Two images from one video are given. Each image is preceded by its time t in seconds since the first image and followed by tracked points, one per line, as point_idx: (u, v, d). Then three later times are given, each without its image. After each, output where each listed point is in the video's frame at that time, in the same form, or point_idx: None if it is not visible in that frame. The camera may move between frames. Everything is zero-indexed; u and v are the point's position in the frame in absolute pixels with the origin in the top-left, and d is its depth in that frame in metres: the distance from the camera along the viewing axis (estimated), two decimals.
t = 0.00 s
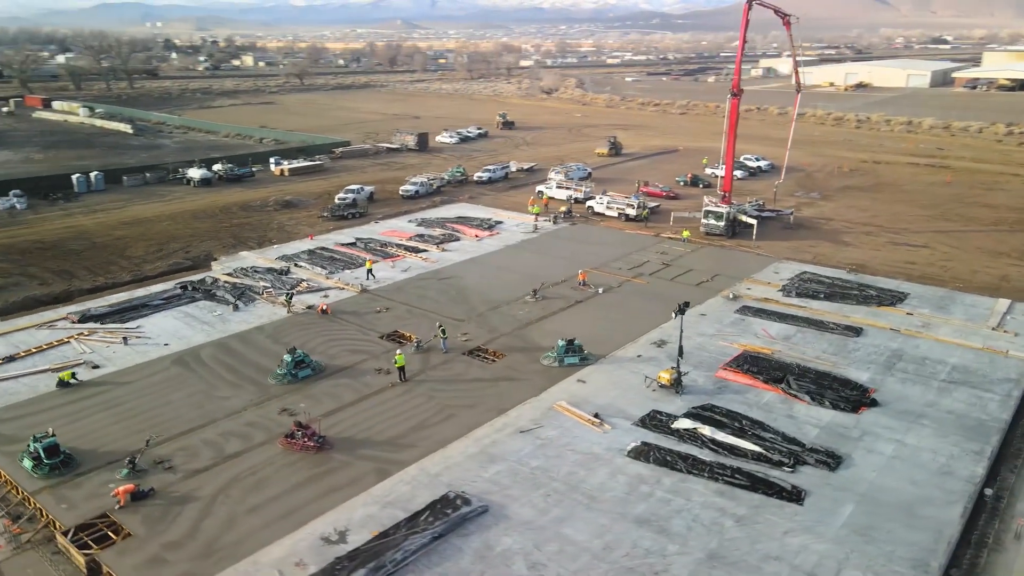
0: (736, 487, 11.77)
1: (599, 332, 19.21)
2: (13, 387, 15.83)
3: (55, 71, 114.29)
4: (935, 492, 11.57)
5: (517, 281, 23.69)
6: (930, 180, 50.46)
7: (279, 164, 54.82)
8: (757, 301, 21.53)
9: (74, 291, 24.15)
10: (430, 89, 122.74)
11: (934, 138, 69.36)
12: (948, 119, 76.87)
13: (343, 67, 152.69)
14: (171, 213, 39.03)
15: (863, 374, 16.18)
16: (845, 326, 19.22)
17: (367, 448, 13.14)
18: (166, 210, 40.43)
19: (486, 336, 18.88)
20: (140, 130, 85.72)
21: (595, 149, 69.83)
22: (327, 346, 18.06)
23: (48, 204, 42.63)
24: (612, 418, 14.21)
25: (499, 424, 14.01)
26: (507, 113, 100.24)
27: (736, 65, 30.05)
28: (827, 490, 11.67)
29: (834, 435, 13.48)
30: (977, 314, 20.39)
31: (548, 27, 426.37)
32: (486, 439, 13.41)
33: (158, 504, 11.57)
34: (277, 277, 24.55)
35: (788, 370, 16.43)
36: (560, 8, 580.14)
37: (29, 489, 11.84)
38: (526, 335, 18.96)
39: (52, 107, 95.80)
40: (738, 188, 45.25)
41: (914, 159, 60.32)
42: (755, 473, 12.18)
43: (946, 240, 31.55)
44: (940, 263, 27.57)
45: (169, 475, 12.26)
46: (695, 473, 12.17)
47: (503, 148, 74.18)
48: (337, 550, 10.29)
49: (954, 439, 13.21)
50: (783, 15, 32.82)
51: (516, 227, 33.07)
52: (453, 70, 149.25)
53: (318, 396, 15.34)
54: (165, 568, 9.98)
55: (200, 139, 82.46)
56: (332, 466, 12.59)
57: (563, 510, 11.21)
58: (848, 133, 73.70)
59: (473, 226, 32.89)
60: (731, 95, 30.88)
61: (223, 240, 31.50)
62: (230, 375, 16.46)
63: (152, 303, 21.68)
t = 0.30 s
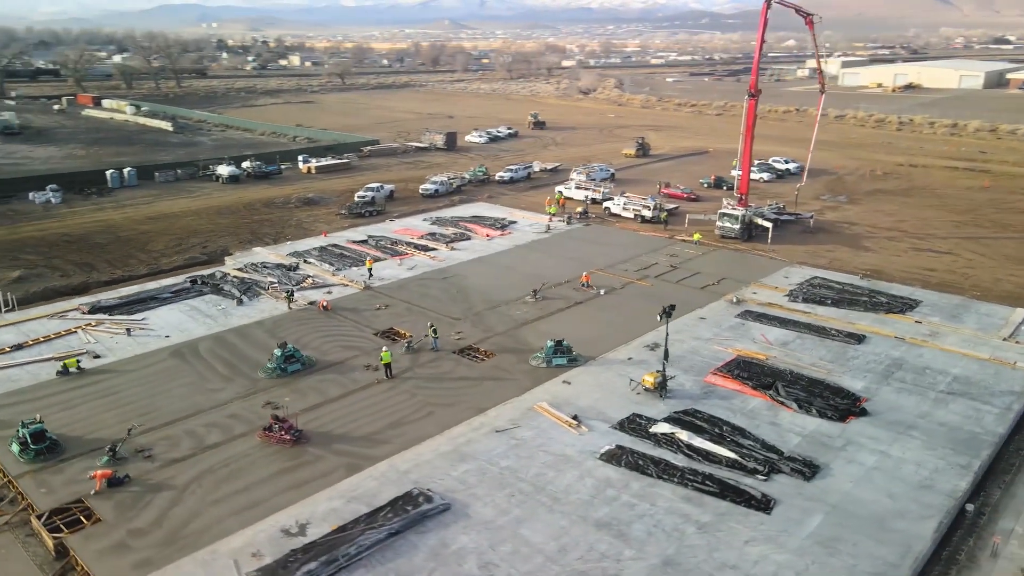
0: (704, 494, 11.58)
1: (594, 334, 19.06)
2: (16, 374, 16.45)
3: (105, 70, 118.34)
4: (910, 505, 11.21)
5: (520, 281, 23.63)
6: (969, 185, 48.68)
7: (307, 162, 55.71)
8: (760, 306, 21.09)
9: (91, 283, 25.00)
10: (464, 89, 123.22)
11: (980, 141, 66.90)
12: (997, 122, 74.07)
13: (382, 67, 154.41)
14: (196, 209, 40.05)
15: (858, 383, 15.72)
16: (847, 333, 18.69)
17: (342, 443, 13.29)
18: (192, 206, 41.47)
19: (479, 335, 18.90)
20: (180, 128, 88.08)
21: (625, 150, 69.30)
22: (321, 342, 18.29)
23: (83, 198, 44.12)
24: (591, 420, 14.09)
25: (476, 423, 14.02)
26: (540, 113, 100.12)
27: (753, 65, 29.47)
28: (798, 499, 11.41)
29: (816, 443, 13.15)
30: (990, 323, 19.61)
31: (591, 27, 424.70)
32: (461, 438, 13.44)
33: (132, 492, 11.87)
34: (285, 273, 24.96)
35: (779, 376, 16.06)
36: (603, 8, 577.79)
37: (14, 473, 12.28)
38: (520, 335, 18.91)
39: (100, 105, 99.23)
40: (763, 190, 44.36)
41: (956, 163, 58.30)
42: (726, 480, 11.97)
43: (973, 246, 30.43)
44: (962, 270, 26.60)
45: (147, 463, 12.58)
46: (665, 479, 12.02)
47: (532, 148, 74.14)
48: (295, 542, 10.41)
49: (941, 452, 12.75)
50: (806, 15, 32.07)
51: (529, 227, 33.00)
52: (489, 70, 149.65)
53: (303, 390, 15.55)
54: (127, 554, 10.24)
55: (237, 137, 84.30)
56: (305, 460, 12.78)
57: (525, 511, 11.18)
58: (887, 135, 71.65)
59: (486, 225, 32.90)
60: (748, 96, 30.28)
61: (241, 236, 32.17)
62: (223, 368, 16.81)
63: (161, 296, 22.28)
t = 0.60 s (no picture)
0: (672, 499, 11.43)
1: (588, 335, 18.92)
2: (20, 363, 17.07)
3: (150, 70, 121.91)
4: (883, 517, 10.91)
5: (522, 282, 23.63)
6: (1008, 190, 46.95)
7: (333, 160, 56.49)
8: (763, 310, 20.67)
9: (108, 275, 25.83)
10: (498, 90, 123.42)
11: None
12: None
13: (418, 66, 155.63)
14: (219, 206, 40.98)
15: (851, 391, 15.30)
16: (848, 339, 18.19)
17: (320, 438, 13.46)
18: (216, 202, 42.46)
19: (472, 334, 18.94)
20: (217, 126, 90.17)
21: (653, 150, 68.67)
22: (316, 338, 18.56)
23: (114, 194, 45.56)
24: (571, 421, 14.02)
25: (455, 421, 14.05)
26: (571, 113, 99.80)
27: (770, 66, 28.86)
28: (768, 507, 11.19)
29: (796, 451, 12.87)
30: (1002, 332, 18.86)
31: (633, 27, 421.98)
32: (437, 436, 13.48)
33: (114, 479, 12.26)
34: (293, 269, 25.36)
35: (770, 382, 15.73)
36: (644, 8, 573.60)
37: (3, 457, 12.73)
38: (513, 334, 18.90)
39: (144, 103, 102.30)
40: (787, 193, 43.45)
41: (997, 167, 56.28)
42: (697, 486, 11.79)
43: (1000, 253, 29.33)
44: (983, 277, 25.67)
45: (130, 452, 12.94)
46: (634, 482, 11.90)
47: (559, 148, 73.96)
48: (257, 533, 10.57)
49: (926, 464, 12.36)
50: (828, 15, 31.24)
51: (542, 227, 32.85)
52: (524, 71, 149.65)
53: (291, 385, 15.79)
54: (96, 539, 10.53)
55: (271, 135, 85.90)
56: (281, 453, 12.97)
57: (488, 510, 11.18)
58: (926, 138, 69.50)
59: (499, 225, 32.88)
60: (765, 97, 29.64)
61: (258, 233, 32.81)
62: (217, 361, 17.19)
63: (170, 289, 22.90)
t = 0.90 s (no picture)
0: (639, 502, 11.32)
1: (581, 336, 18.81)
2: (26, 351, 17.73)
3: (192, 69, 124.99)
4: (852, 528, 10.65)
5: (524, 282, 23.60)
6: None
7: (358, 158, 57.18)
8: (764, 314, 20.27)
9: (125, 268, 26.64)
10: (531, 90, 123.28)
11: None
12: None
13: (454, 66, 156.36)
14: (242, 203, 41.86)
15: (841, 399, 14.92)
16: (848, 346, 17.74)
17: (299, 431, 13.67)
18: (240, 198, 43.36)
19: (466, 332, 19.00)
20: (253, 124, 92.05)
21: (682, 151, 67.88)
22: (312, 333, 18.82)
23: (144, 190, 46.95)
24: (549, 422, 13.97)
25: (434, 418, 14.13)
26: (602, 114, 99.21)
27: (786, 66, 28.29)
28: (735, 514, 11.01)
29: (773, 458, 12.62)
30: (1013, 342, 18.16)
31: (675, 27, 418.30)
32: (414, 432, 13.58)
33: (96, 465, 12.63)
34: (301, 265, 25.77)
35: (759, 388, 15.44)
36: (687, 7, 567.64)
37: None
38: (506, 333, 18.89)
39: (185, 101, 105.00)
40: (813, 195, 42.47)
41: None
42: (666, 490, 11.66)
43: None
44: (1005, 285, 24.72)
45: (114, 440, 13.32)
46: (603, 484, 11.82)
47: (588, 148, 73.59)
48: (222, 523, 10.76)
49: (907, 475, 12.01)
50: (850, 14, 30.44)
51: (554, 226, 32.76)
52: (559, 71, 149.17)
53: (280, 379, 16.03)
54: (69, 523, 10.86)
55: (304, 134, 87.32)
56: (259, 445, 13.18)
57: (451, 508, 11.20)
58: (967, 141, 67.27)
59: (511, 224, 32.87)
60: (782, 97, 29.01)
61: (274, 229, 33.43)
62: (213, 353, 17.59)
63: (180, 283, 23.51)
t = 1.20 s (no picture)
0: (599, 504, 11.25)
1: (573, 337, 18.70)
2: (32, 340, 18.44)
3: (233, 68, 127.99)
4: (813, 538, 10.41)
5: (525, 282, 23.57)
6: None
7: (384, 157, 57.79)
8: (763, 319, 19.89)
9: (142, 261, 27.51)
10: (564, 90, 122.93)
11: None
12: None
13: (490, 66, 156.85)
14: (266, 199, 42.71)
15: (827, 406, 14.56)
16: (844, 352, 17.30)
17: (277, 423, 13.92)
18: (264, 195, 44.22)
19: (458, 331, 19.08)
20: (288, 122, 93.75)
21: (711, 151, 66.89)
22: (307, 328, 19.14)
23: (174, 185, 48.29)
24: (524, 422, 13.96)
25: (410, 414, 14.23)
26: (635, 114, 98.45)
27: (802, 66, 27.40)
28: (695, 519, 10.86)
29: (745, 465, 12.40)
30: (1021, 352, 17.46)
31: (717, 27, 412.25)
32: (387, 429, 13.70)
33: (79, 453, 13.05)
34: (309, 261, 26.19)
35: (743, 393, 15.16)
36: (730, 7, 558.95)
37: None
38: (498, 333, 18.91)
39: (224, 100, 107.58)
40: (838, 198, 41.43)
41: None
42: (629, 493, 11.55)
43: None
44: None
45: (99, 428, 13.76)
46: (566, 486, 11.76)
47: (616, 148, 73.03)
48: (186, 511, 11.03)
49: (881, 486, 11.68)
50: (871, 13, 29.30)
51: (566, 226, 32.63)
52: (594, 71, 148.42)
53: (268, 373, 16.36)
54: (43, 506, 11.27)
55: (337, 132, 88.58)
56: (236, 436, 13.48)
57: (411, 503, 11.29)
58: (1013, 144, 64.68)
59: (523, 224, 32.82)
60: (798, 98, 27.86)
61: (291, 226, 34.04)
62: (208, 346, 18.02)
63: (189, 277, 24.15)
